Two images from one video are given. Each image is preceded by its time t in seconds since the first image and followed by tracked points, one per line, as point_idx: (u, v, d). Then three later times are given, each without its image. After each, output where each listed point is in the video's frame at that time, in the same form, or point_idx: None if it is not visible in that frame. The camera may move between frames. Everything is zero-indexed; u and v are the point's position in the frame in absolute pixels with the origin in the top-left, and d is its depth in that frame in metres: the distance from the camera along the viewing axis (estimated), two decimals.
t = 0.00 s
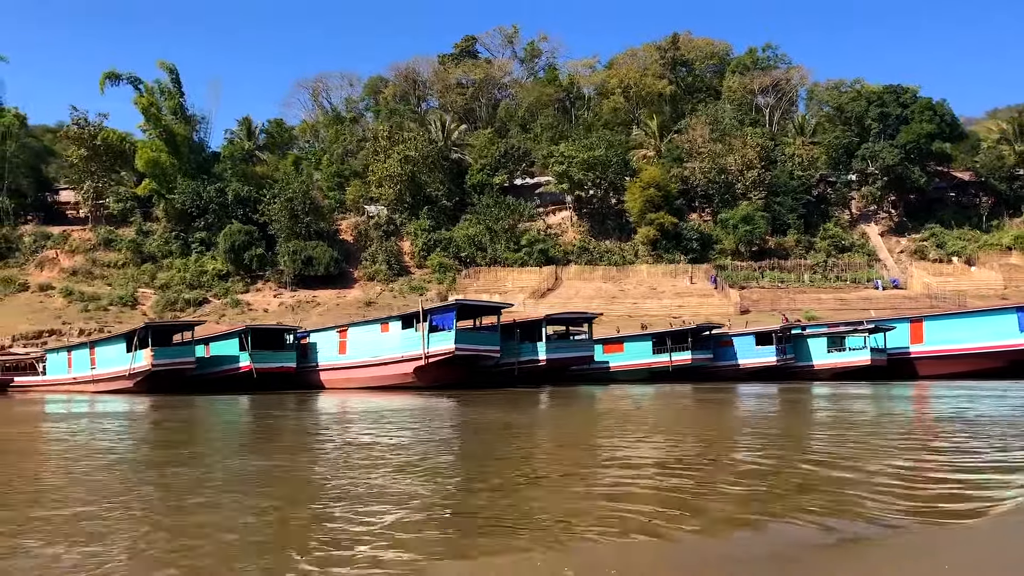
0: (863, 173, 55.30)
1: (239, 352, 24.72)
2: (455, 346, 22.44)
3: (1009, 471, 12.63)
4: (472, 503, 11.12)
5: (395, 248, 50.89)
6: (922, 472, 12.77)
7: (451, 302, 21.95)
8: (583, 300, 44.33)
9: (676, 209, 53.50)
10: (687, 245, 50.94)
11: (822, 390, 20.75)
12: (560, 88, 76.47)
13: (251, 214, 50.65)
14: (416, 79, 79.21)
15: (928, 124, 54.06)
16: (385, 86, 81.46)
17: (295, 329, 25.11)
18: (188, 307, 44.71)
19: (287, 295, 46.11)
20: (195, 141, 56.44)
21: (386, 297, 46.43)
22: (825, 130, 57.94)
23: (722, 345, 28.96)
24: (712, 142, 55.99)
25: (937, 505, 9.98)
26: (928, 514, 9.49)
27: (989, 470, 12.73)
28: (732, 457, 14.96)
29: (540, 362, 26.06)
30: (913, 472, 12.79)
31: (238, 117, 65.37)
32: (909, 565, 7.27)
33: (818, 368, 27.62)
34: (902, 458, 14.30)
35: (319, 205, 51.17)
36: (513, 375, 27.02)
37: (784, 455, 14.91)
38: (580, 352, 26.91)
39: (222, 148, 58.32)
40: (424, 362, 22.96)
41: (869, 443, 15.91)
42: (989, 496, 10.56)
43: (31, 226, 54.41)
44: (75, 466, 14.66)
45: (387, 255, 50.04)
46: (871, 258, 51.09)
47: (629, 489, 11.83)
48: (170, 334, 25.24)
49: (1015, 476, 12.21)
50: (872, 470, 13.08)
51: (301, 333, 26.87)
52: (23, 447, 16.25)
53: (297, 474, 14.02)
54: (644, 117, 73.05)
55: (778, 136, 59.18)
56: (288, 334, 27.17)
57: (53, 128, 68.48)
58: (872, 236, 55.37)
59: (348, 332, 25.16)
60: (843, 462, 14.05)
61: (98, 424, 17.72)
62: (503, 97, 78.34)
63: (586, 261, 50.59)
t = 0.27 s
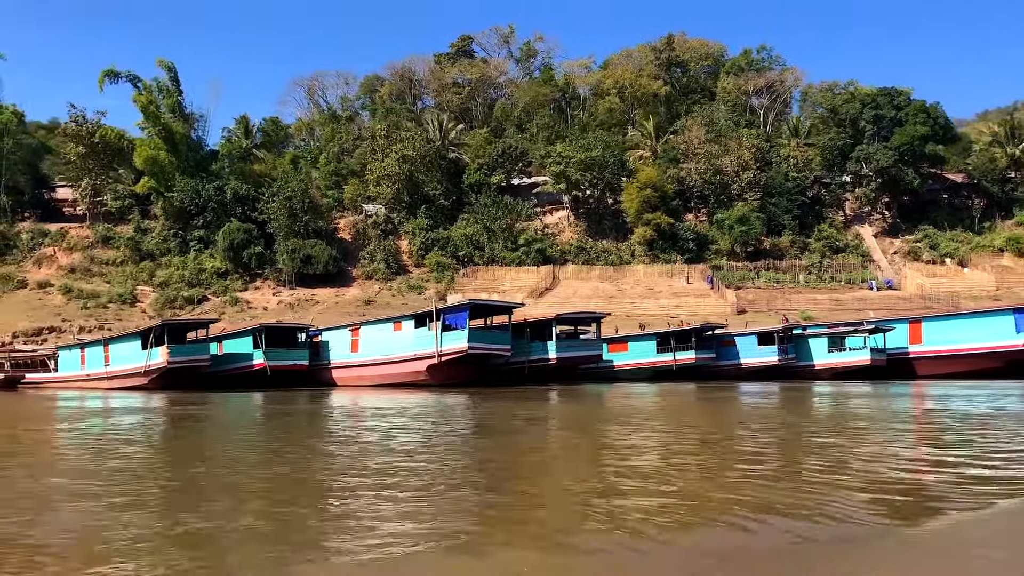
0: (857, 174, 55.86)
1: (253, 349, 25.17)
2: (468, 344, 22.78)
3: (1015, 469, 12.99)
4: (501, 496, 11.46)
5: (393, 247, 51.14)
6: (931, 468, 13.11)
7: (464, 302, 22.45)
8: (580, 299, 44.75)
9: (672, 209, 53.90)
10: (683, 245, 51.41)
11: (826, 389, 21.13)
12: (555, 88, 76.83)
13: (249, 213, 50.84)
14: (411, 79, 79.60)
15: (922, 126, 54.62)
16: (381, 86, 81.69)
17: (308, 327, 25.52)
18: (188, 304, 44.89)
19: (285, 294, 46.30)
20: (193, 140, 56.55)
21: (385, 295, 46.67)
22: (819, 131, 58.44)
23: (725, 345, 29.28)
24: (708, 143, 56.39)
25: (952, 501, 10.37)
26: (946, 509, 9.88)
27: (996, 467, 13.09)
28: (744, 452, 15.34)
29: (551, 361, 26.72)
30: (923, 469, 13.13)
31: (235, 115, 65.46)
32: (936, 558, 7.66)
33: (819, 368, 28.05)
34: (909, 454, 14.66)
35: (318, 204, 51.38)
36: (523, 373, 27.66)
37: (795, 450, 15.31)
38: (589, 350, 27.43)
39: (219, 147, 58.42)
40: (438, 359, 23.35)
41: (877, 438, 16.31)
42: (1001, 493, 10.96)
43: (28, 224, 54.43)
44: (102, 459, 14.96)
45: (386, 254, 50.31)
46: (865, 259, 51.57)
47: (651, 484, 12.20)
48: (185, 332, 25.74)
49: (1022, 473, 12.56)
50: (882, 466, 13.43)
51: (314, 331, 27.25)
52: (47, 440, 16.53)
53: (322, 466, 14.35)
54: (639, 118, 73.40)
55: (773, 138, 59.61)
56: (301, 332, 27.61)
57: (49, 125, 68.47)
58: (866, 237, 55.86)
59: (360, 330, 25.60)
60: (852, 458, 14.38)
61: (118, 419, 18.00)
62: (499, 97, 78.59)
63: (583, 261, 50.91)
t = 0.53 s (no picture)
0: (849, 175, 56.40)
1: (264, 347, 25.70)
2: (478, 342, 23.16)
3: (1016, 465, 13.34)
4: (526, 489, 11.91)
5: (388, 245, 51.33)
6: (935, 464, 13.46)
7: (474, 302, 22.88)
8: (576, 298, 45.10)
9: (666, 209, 54.28)
10: (677, 245, 51.88)
11: (826, 388, 21.52)
12: (549, 87, 77.14)
13: (245, 210, 50.96)
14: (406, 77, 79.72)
15: (914, 128, 55.21)
16: (375, 84, 81.78)
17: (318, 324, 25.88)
18: (184, 302, 45.00)
19: (282, 292, 46.43)
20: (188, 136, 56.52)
21: (381, 293, 46.87)
22: (811, 133, 58.92)
23: (725, 345, 29.65)
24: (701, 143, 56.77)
25: (960, 495, 10.79)
26: (953, 502, 10.38)
27: (996, 464, 13.45)
28: (751, 445, 15.81)
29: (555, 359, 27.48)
30: (927, 464, 13.47)
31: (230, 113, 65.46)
32: (951, 546, 8.14)
33: (818, 367, 28.57)
34: (911, 449, 15.03)
35: (314, 201, 51.50)
36: (531, 371, 28.30)
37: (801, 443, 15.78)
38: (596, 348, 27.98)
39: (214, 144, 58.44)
40: (448, 357, 23.77)
41: (879, 432, 16.79)
42: (1004, 487, 11.47)
43: (22, 220, 54.29)
44: (126, 452, 15.32)
45: (381, 252, 50.52)
46: (857, 259, 52.10)
47: (667, 476, 12.65)
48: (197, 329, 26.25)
49: None
50: (887, 462, 13.76)
51: (323, 328, 27.58)
52: (67, 434, 16.88)
53: (345, 459, 14.75)
54: (632, 117, 73.74)
55: (766, 138, 60.05)
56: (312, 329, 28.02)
57: (42, 121, 68.25)
58: (858, 238, 56.35)
59: (370, 328, 25.99)
60: (857, 454, 14.72)
61: (136, 415, 18.33)
62: (492, 95, 78.79)
63: (578, 260, 51.21)
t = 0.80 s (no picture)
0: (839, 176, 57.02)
1: (273, 343, 26.01)
2: (486, 340, 23.75)
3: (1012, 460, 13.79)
4: (540, 483, 12.26)
5: (382, 242, 51.55)
6: (935, 459, 13.90)
7: (483, 300, 23.29)
8: (570, 296, 45.47)
9: (658, 209, 54.72)
10: (669, 244, 52.42)
11: (823, 385, 21.98)
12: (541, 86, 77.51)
13: (239, 207, 51.08)
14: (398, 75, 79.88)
15: (903, 130, 55.88)
16: (367, 81, 81.86)
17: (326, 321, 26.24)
18: (178, 298, 45.08)
19: (276, 289, 46.57)
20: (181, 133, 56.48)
21: (376, 290, 47.10)
22: (801, 133, 59.47)
23: (722, 344, 30.09)
24: (693, 143, 57.16)
25: (962, 489, 11.20)
26: (963, 497, 10.78)
27: (994, 459, 13.89)
28: (754, 440, 16.21)
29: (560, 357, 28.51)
30: (927, 459, 13.90)
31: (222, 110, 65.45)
32: (968, 539, 8.52)
33: (814, 365, 28.99)
34: (909, 444, 15.47)
35: (308, 199, 51.62)
36: (535, 368, 29.03)
37: (808, 438, 16.18)
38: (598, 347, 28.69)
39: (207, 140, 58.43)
40: (456, 355, 24.25)
41: (881, 428, 17.20)
42: (1008, 483, 11.89)
43: (14, 215, 54.21)
44: (142, 448, 15.57)
45: (375, 250, 50.74)
46: (846, 259, 52.70)
47: (676, 470, 13.03)
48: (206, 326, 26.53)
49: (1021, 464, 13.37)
50: (888, 456, 14.19)
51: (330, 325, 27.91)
52: (84, 429, 17.15)
53: (361, 454, 15.07)
54: (624, 117, 74.08)
55: (757, 138, 60.55)
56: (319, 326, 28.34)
57: (33, 116, 68.04)
58: (847, 238, 56.92)
59: (377, 326, 26.38)
60: (858, 448, 15.14)
61: (152, 410, 18.61)
62: (484, 94, 79.00)
63: (571, 258, 51.54)
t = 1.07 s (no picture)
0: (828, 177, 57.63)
1: (281, 340, 26.29)
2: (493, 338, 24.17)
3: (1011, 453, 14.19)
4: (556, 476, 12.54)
5: (376, 240, 51.78)
6: (936, 452, 14.27)
7: (490, 298, 23.67)
8: (563, 295, 45.83)
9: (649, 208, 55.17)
10: (661, 243, 52.79)
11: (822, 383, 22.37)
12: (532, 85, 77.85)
13: (233, 204, 51.17)
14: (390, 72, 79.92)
15: (892, 131, 56.60)
16: (359, 79, 81.91)
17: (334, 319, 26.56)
18: (173, 295, 45.18)
19: (271, 286, 46.73)
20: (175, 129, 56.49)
21: (371, 288, 47.33)
22: (791, 134, 60.07)
23: (719, 342, 30.61)
24: (684, 143, 57.70)
25: (966, 479, 11.56)
26: (967, 486, 11.14)
27: (993, 451, 14.28)
28: (758, 434, 16.56)
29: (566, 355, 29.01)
30: (928, 452, 14.26)
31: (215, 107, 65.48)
32: (980, 520, 8.93)
33: (809, 363, 29.56)
34: (910, 438, 15.85)
35: (302, 196, 51.78)
36: (541, 366, 29.62)
37: (810, 433, 16.54)
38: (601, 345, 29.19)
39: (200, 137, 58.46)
40: (463, 352, 24.62)
41: (881, 422, 17.67)
42: (1011, 473, 12.29)
43: (6, 212, 54.11)
44: (156, 443, 15.75)
45: (369, 248, 50.98)
46: (836, 259, 53.31)
47: (686, 463, 13.34)
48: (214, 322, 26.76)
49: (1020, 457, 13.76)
50: (890, 450, 14.56)
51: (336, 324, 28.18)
52: (96, 425, 17.30)
53: (374, 448, 15.31)
54: (615, 116, 74.49)
55: (748, 138, 61.09)
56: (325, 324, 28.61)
57: (23, 112, 67.83)
58: (836, 238, 57.52)
59: (384, 324, 26.72)
60: (861, 442, 15.50)
61: (165, 406, 18.85)
62: (476, 92, 79.23)
63: (564, 257, 51.91)
